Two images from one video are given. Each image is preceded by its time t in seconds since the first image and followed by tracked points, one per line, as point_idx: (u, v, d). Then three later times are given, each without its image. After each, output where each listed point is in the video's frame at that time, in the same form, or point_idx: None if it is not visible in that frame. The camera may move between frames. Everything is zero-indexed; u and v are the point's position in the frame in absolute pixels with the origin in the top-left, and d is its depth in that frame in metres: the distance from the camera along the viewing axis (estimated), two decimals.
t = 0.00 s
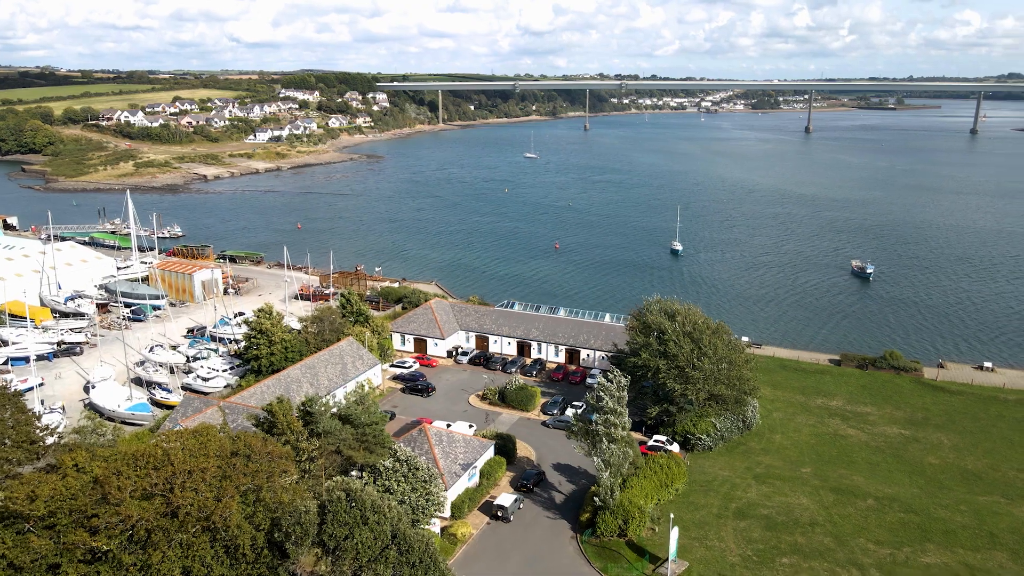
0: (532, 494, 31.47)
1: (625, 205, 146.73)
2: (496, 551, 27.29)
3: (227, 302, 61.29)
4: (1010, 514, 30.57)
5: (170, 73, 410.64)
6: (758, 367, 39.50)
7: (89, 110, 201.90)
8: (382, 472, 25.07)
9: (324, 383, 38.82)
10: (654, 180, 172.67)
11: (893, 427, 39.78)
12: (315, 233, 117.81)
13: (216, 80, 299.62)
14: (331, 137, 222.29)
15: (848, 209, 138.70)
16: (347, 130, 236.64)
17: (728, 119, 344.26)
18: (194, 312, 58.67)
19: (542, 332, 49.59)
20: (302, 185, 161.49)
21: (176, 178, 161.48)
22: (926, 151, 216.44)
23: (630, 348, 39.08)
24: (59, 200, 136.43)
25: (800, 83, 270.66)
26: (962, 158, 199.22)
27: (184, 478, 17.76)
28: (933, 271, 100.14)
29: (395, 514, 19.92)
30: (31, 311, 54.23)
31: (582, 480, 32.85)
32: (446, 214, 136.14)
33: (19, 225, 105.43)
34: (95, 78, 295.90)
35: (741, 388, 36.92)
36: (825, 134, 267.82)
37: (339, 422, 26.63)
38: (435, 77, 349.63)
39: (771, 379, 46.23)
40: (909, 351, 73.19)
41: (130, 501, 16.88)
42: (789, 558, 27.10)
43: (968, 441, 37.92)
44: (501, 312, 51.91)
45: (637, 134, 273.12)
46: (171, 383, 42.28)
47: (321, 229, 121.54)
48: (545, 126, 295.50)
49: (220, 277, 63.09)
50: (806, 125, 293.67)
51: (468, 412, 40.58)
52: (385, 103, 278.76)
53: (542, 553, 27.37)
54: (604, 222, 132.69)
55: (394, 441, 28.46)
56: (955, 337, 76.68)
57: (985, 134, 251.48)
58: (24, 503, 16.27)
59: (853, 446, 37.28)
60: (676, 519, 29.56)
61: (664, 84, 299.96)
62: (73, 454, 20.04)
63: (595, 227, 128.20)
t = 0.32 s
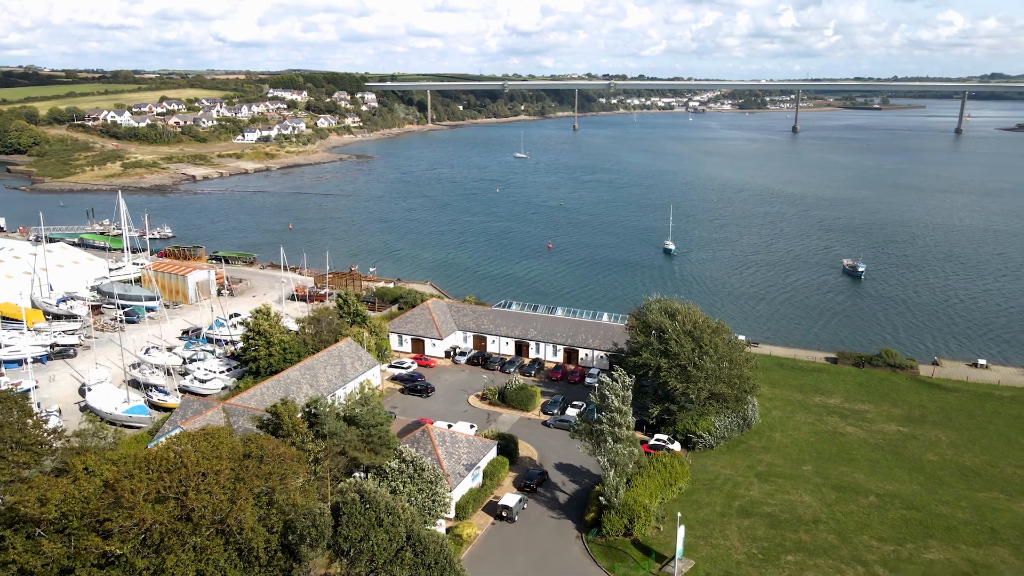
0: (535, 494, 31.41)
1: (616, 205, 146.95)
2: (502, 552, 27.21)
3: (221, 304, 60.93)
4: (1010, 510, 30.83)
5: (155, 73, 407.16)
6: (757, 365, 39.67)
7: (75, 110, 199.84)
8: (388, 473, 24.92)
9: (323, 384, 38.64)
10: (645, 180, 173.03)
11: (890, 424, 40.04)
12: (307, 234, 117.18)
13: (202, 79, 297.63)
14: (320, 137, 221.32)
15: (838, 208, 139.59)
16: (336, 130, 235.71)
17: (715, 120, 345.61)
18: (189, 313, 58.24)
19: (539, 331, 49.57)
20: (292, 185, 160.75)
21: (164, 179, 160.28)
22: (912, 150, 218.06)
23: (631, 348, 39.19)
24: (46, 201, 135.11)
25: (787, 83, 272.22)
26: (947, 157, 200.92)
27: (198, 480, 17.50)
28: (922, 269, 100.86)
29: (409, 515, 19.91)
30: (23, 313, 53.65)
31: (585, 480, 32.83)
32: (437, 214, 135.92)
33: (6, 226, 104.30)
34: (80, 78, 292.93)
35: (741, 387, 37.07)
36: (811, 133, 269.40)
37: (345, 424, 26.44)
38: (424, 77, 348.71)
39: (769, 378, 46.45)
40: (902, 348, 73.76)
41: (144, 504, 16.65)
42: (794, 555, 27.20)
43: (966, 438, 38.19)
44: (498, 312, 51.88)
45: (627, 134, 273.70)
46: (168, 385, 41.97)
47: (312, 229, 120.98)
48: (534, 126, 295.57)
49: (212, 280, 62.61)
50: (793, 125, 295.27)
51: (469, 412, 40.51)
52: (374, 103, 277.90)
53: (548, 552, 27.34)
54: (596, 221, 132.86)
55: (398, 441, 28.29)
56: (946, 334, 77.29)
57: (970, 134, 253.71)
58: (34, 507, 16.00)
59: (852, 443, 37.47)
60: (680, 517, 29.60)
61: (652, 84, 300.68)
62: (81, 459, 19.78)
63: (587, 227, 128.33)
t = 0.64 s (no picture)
0: (539, 494, 31.35)
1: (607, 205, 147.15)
2: (507, 552, 27.12)
3: (216, 305, 60.53)
4: (1010, 506, 31.09)
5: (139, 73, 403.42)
6: (758, 364, 39.70)
7: (60, 110, 197.74)
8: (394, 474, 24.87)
9: (323, 385, 38.44)
10: (635, 180, 173.31)
11: (888, 421, 40.28)
12: (297, 234, 116.59)
13: (189, 79, 295.27)
14: (309, 137, 220.32)
15: (827, 207, 140.50)
16: (325, 130, 234.63)
17: (703, 119, 346.67)
18: (183, 314, 57.76)
19: (538, 331, 49.54)
20: (281, 186, 159.90)
21: (152, 179, 158.95)
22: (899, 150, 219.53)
23: (631, 346, 39.26)
24: (32, 202, 133.58)
25: (774, 83, 273.68)
26: (933, 157, 202.69)
27: (213, 482, 17.35)
28: (912, 267, 101.59)
29: (422, 516, 19.82)
30: (14, 316, 53.11)
31: (588, 479, 32.83)
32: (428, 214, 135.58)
33: None
34: (64, 78, 289.69)
35: (741, 385, 37.17)
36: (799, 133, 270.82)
37: (350, 424, 26.37)
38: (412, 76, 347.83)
39: (766, 376, 46.65)
40: (894, 346, 74.37)
41: (158, 507, 16.53)
42: (799, 552, 27.29)
43: (963, 435, 38.50)
44: (496, 311, 51.76)
45: (615, 134, 274.41)
46: (165, 387, 41.66)
47: (302, 230, 120.32)
48: (523, 126, 295.42)
49: (205, 280, 62.18)
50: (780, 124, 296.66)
51: (469, 412, 40.39)
52: (362, 103, 276.82)
53: (553, 552, 27.27)
54: (588, 221, 132.99)
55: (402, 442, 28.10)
56: (937, 332, 77.89)
57: (955, 134, 255.92)
58: (45, 512, 15.97)
59: (852, 441, 37.68)
60: (685, 517, 29.62)
61: (640, 84, 301.26)
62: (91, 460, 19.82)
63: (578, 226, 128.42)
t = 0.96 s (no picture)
0: (542, 494, 31.31)
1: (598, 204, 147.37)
2: (512, 553, 27.06)
3: (210, 306, 60.09)
4: (1008, 501, 31.39)
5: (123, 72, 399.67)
6: (757, 363, 39.84)
7: (44, 110, 195.64)
8: (401, 474, 24.77)
9: (322, 386, 38.22)
10: (625, 180, 173.77)
11: (886, 418, 40.58)
12: (288, 235, 115.97)
13: (175, 79, 293.10)
14: (297, 137, 219.32)
15: (816, 206, 141.48)
16: (313, 130, 233.65)
17: (690, 119, 348.08)
18: (177, 316, 57.28)
19: (535, 331, 49.52)
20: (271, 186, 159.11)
21: (139, 180, 157.71)
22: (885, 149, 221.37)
23: (631, 345, 39.40)
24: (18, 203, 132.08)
25: (761, 83, 275.19)
26: (918, 156, 204.53)
27: (227, 485, 17.19)
28: (902, 265, 102.43)
29: (436, 517, 19.75)
30: (5, 318, 52.55)
31: (591, 478, 32.81)
32: (419, 214, 135.29)
33: None
34: (47, 77, 286.62)
35: (741, 384, 37.25)
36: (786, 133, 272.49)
37: (355, 426, 26.28)
38: (400, 76, 347.13)
39: (764, 374, 46.83)
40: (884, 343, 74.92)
41: (172, 510, 16.48)
42: (803, 550, 27.43)
43: (960, 431, 38.83)
44: (493, 311, 51.67)
45: (604, 134, 275.02)
46: (161, 389, 41.22)
47: (293, 230, 119.73)
48: (512, 126, 295.56)
49: (200, 281, 61.77)
50: (768, 124, 298.35)
51: (469, 412, 40.31)
52: (350, 103, 275.87)
53: (559, 552, 27.18)
54: (579, 221, 133.14)
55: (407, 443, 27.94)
56: (927, 329, 78.57)
57: (939, 133, 258.49)
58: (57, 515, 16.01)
59: (850, 438, 37.92)
60: (688, 516, 29.61)
61: (628, 84, 302.09)
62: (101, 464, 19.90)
63: (570, 226, 128.51)
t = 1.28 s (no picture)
0: (545, 493, 31.25)
1: (588, 204, 147.56)
2: (518, 553, 26.97)
3: (204, 307, 59.69)
4: (1008, 497, 31.66)
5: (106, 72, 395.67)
6: (756, 361, 39.91)
7: (29, 110, 193.54)
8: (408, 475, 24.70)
9: (321, 388, 37.98)
10: (615, 179, 174.04)
11: (883, 416, 40.86)
12: (278, 235, 115.25)
13: (161, 79, 290.61)
14: (285, 137, 218.14)
15: (806, 205, 142.37)
16: (301, 130, 232.46)
17: (678, 119, 349.18)
18: (171, 317, 56.80)
19: (533, 331, 49.49)
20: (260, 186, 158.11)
21: (126, 181, 156.29)
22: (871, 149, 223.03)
23: (631, 344, 39.52)
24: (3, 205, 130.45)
25: (748, 82, 276.59)
26: (904, 155, 206.15)
27: (241, 487, 17.16)
28: (892, 264, 103.20)
29: (450, 518, 19.73)
30: None
31: (594, 477, 32.82)
32: (410, 214, 134.88)
33: None
34: (30, 77, 283.36)
35: (741, 383, 37.35)
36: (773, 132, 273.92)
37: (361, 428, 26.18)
38: (387, 76, 346.20)
39: (761, 373, 47.01)
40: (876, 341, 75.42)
41: (188, 512, 16.44)
42: (808, 547, 27.54)
43: (956, 428, 39.12)
44: (490, 311, 51.56)
45: (593, 133, 275.55)
46: (158, 392, 40.81)
47: (283, 230, 119.00)
48: (501, 126, 295.41)
49: (193, 282, 61.67)
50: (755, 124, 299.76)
51: (469, 412, 40.21)
52: (338, 103, 274.66)
53: (564, 552, 27.13)
54: (570, 220, 133.24)
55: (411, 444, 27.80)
56: (918, 327, 79.21)
57: (924, 133, 260.71)
58: (70, 518, 15.94)
59: (849, 436, 38.13)
60: (691, 515, 29.65)
61: (616, 84, 302.65)
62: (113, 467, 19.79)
63: (561, 226, 128.55)
